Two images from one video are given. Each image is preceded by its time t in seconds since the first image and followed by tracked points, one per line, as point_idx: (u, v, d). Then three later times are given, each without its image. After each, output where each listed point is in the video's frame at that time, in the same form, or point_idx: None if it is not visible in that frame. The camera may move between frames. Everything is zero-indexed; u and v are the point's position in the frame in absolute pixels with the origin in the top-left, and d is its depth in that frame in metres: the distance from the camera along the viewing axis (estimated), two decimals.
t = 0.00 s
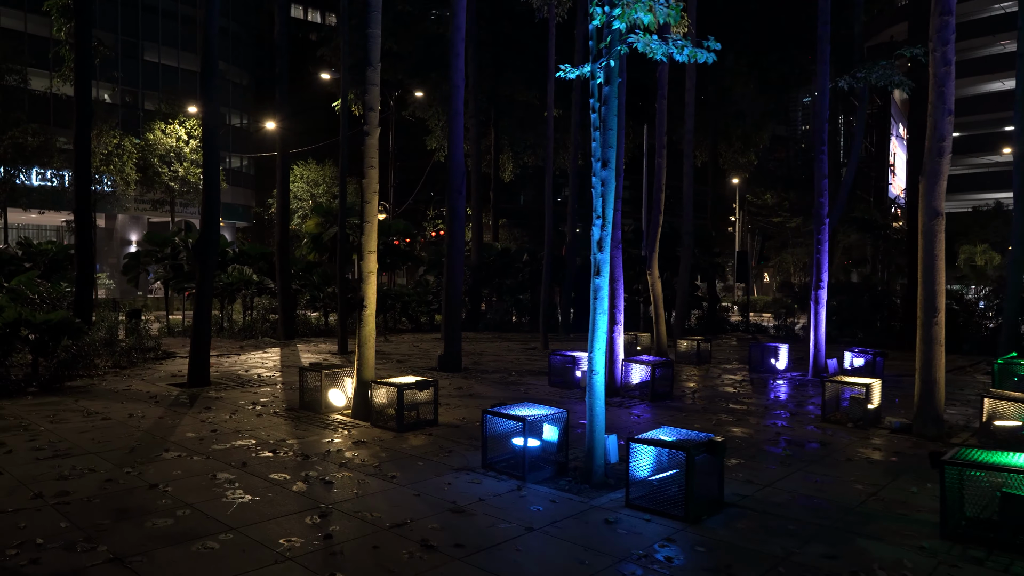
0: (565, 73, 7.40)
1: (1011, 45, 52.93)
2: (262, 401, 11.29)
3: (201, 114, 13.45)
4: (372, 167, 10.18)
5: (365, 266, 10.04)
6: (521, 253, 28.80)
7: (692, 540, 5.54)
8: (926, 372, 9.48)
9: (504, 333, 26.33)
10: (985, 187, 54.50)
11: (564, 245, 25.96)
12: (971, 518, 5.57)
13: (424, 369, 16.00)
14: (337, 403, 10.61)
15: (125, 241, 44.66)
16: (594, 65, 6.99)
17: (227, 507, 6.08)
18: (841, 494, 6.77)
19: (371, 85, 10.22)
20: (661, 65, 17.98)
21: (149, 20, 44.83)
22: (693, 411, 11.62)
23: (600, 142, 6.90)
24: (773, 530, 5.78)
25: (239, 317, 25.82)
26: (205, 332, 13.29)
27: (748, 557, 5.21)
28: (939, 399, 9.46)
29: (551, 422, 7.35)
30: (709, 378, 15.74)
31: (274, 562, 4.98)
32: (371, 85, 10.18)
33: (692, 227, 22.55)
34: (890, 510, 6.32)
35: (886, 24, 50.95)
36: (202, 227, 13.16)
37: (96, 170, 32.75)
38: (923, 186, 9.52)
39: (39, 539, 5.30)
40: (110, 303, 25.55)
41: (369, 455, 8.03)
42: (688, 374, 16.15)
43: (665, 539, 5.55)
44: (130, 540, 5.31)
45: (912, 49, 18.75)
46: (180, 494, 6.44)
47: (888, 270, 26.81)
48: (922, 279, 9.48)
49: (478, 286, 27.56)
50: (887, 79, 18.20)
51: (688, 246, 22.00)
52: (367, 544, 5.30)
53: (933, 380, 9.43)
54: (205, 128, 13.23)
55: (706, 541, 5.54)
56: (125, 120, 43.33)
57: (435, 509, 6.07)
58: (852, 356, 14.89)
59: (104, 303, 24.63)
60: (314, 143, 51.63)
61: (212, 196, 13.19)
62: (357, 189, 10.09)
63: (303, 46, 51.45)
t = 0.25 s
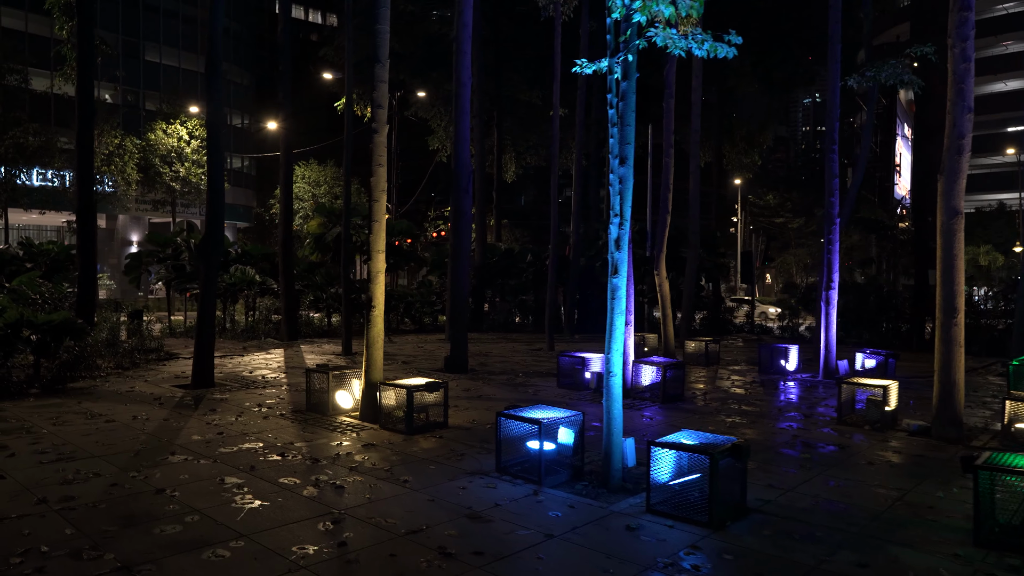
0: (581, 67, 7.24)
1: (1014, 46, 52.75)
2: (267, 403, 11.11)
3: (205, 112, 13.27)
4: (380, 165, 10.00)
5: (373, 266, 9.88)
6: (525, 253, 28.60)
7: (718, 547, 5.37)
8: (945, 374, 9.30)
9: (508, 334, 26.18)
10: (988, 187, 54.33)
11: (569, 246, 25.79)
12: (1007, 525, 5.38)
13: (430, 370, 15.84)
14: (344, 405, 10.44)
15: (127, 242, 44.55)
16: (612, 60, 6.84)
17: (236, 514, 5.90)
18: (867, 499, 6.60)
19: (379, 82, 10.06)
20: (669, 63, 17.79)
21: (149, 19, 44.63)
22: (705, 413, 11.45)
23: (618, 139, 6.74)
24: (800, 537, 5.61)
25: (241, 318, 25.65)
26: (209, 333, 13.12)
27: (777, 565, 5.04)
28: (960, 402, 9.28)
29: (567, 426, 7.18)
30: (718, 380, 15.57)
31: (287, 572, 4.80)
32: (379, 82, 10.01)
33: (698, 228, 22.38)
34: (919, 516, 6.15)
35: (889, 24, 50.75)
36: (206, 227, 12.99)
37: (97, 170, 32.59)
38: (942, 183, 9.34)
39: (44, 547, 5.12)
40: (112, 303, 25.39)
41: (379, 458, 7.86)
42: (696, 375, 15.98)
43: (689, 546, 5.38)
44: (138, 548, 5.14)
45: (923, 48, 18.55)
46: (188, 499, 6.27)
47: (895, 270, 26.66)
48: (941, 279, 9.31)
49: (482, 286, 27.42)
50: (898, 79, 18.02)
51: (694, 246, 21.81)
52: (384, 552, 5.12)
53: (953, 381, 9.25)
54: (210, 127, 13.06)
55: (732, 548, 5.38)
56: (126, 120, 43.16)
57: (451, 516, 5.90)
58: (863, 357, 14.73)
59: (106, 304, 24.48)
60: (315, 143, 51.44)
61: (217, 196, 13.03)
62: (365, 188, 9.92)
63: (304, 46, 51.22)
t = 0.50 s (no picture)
0: (596, 61, 7.07)
1: (1016, 44, 52.56)
2: (272, 405, 10.91)
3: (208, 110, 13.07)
4: (387, 163, 9.81)
5: (381, 265, 9.68)
6: (528, 252, 28.40)
7: (745, 556, 5.19)
8: (964, 375, 9.11)
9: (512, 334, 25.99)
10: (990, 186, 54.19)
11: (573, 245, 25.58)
12: None
13: (435, 371, 15.64)
14: (351, 407, 10.24)
15: (127, 241, 44.31)
16: (630, 54, 6.66)
17: (243, 521, 5.72)
18: (893, 505, 6.41)
19: (387, 78, 9.85)
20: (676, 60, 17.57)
21: (149, 18, 44.39)
22: (718, 414, 11.26)
23: (636, 135, 6.55)
24: (829, 545, 5.42)
25: (243, 318, 25.46)
26: (212, 334, 12.92)
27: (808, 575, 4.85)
28: (980, 403, 9.09)
29: (583, 429, 6.99)
30: (728, 380, 15.37)
31: None
32: (386, 78, 9.80)
33: (704, 227, 22.18)
34: (949, 523, 5.96)
35: (892, 22, 50.53)
36: (209, 226, 12.79)
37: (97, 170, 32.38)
38: (961, 180, 9.15)
39: (47, 557, 4.93)
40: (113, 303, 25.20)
41: (388, 462, 7.67)
42: (705, 376, 15.78)
43: (715, 556, 5.21)
44: (145, 558, 4.95)
45: (932, 45, 18.34)
46: (195, 506, 6.08)
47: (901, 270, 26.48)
48: (960, 279, 9.12)
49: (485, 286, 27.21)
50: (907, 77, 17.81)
51: (700, 246, 21.61)
52: (399, 562, 4.93)
53: (974, 383, 9.06)
54: (213, 125, 12.85)
55: (759, 557, 5.19)
56: (125, 120, 42.94)
57: (466, 523, 5.72)
58: (875, 358, 14.53)
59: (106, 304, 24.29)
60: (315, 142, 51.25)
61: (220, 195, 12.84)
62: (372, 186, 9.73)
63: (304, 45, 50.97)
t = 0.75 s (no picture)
0: (616, 56, 6.86)
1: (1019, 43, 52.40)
2: (279, 407, 10.73)
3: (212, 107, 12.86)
4: (397, 160, 9.61)
5: (390, 265, 9.48)
6: (533, 251, 28.21)
7: (776, 567, 5.01)
8: (987, 377, 8.94)
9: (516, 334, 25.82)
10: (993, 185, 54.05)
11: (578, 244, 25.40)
12: None
13: (442, 372, 15.46)
14: (360, 409, 10.05)
15: (129, 240, 44.10)
16: (651, 48, 6.46)
17: (255, 530, 5.53)
18: (923, 511, 6.24)
19: (397, 73, 9.66)
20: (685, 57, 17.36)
21: (150, 16, 44.19)
22: (732, 417, 11.08)
23: (658, 131, 6.35)
24: (862, 554, 5.24)
25: (246, 317, 25.27)
26: (217, 334, 12.73)
27: None
28: (1003, 406, 8.91)
29: (601, 433, 6.80)
30: (738, 381, 15.19)
31: None
32: (396, 74, 9.62)
33: (711, 225, 21.98)
34: (982, 531, 5.79)
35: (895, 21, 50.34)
36: (214, 225, 12.59)
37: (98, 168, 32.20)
38: (985, 177, 8.95)
39: (53, 568, 4.75)
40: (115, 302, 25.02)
41: (400, 467, 7.48)
42: (715, 377, 15.60)
43: (745, 567, 5.03)
44: (155, 570, 4.77)
45: (944, 42, 18.12)
46: (204, 513, 5.89)
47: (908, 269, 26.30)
48: (983, 279, 8.94)
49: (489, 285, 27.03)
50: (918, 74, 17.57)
51: (708, 245, 21.41)
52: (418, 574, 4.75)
53: (996, 385, 8.89)
54: (218, 123, 12.66)
55: (791, 568, 5.00)
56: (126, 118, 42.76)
57: (485, 532, 5.54)
58: (888, 358, 14.36)
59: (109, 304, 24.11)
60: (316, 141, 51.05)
61: (225, 193, 12.64)
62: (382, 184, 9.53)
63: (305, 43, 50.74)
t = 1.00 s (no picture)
0: (635, 49, 6.70)
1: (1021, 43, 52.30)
2: (286, 409, 10.56)
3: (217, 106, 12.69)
4: (406, 159, 9.44)
5: (401, 264, 9.32)
6: (536, 252, 28.05)
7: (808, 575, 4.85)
8: (1008, 379, 8.79)
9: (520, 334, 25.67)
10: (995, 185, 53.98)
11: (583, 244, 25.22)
12: None
13: (448, 373, 15.30)
14: (369, 411, 9.88)
15: (128, 241, 43.95)
16: (672, 41, 6.31)
17: (268, 537, 5.36)
18: (953, 517, 6.07)
19: (406, 70, 9.49)
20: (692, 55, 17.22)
21: (150, 16, 44.02)
22: (745, 419, 10.92)
23: (680, 126, 6.20)
24: (895, 562, 5.08)
25: (248, 318, 25.10)
26: (222, 336, 12.56)
27: None
28: None
29: (621, 436, 6.63)
30: (748, 382, 15.03)
31: None
32: (405, 70, 9.45)
33: (717, 225, 21.81)
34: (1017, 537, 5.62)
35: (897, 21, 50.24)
36: (219, 225, 12.43)
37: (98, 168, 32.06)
38: (1006, 175, 8.79)
39: None
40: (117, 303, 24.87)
41: (413, 471, 7.31)
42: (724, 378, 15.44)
43: None
44: None
45: (955, 40, 17.94)
46: (215, 519, 5.72)
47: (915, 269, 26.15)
48: (1004, 278, 8.78)
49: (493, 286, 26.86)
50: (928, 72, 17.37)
51: (714, 245, 21.25)
52: None
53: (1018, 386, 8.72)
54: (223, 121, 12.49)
55: None
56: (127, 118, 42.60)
57: (506, 538, 5.38)
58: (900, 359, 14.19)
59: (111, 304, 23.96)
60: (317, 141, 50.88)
61: (230, 192, 12.47)
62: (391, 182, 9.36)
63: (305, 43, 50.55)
